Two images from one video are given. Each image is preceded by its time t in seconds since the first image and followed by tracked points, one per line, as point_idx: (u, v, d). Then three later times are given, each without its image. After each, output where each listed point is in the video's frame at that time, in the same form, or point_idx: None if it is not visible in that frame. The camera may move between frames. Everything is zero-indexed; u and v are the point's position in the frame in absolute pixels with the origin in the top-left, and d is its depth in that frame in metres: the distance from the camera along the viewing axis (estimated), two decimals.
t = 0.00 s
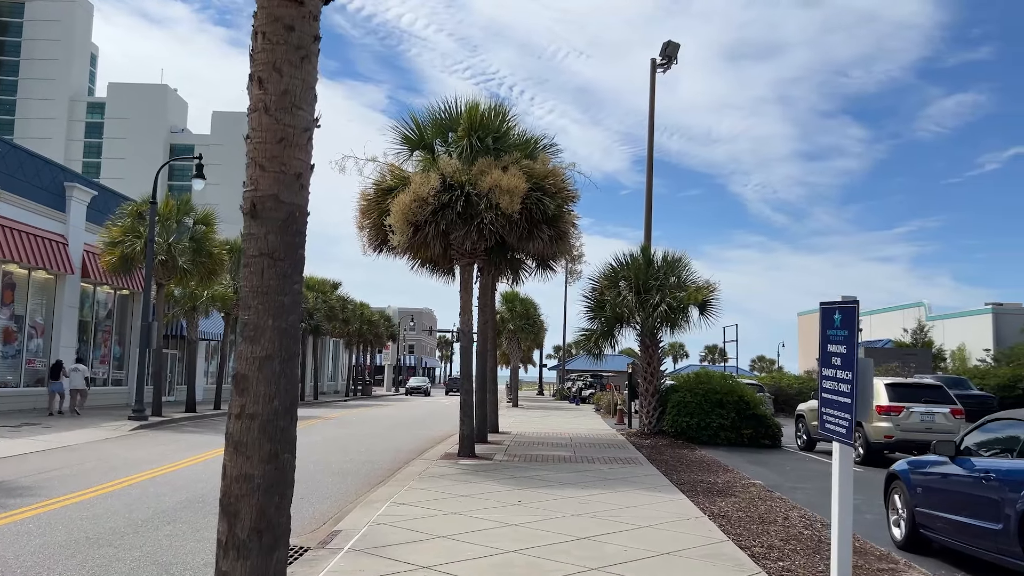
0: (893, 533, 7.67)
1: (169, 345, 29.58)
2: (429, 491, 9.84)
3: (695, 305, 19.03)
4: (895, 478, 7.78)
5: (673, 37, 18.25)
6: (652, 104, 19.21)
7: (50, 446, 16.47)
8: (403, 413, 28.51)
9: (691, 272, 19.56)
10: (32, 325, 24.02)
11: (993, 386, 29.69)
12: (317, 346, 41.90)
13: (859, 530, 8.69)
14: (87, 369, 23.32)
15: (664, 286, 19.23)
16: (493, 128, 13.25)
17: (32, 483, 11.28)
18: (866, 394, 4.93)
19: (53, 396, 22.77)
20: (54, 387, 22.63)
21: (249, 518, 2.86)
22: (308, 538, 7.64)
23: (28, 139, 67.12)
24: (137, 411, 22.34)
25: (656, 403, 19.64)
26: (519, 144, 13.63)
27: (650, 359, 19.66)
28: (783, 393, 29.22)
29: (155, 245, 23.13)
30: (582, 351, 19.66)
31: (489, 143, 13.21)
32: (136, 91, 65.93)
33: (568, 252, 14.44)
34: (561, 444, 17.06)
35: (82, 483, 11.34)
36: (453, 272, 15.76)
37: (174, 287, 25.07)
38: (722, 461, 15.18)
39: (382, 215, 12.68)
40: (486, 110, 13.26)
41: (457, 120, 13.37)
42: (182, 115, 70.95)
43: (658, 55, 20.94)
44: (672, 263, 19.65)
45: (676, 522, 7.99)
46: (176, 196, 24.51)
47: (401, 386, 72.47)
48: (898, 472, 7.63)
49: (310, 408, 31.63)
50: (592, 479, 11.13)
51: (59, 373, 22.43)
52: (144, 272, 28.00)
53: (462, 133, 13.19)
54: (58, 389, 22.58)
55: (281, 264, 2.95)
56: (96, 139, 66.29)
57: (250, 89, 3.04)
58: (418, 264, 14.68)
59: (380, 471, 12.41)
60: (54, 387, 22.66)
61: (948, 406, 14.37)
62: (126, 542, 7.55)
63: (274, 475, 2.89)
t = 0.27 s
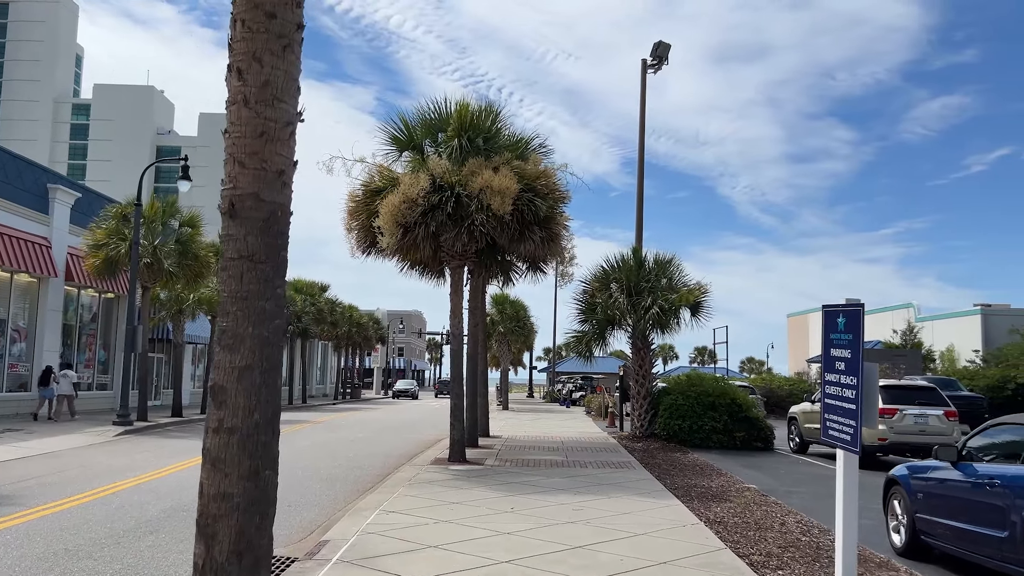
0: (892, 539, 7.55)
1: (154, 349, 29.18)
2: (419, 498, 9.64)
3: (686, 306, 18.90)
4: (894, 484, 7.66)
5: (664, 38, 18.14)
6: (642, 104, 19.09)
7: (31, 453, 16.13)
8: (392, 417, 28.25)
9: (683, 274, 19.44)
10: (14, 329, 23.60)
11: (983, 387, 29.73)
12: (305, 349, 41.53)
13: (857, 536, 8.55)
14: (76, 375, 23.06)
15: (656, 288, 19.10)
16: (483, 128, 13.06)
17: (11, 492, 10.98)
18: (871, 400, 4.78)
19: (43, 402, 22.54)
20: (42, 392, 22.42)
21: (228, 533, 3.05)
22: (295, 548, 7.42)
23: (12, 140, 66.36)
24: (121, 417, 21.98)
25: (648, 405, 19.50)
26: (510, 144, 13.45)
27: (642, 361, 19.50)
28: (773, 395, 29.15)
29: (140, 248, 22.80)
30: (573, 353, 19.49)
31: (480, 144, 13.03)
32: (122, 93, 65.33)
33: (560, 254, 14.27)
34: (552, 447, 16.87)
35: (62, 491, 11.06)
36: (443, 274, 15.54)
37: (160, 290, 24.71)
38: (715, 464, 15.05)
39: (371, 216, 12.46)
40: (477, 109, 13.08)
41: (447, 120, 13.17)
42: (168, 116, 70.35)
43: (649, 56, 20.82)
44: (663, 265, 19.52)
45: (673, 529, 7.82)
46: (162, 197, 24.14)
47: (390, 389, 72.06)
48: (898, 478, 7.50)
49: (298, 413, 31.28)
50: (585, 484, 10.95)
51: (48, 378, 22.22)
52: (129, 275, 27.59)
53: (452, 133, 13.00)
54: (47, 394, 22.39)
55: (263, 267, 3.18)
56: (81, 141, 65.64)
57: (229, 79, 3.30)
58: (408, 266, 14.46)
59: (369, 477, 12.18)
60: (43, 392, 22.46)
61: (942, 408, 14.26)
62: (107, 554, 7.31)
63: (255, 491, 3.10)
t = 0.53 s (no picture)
0: (894, 542, 7.41)
1: (145, 352, 28.89)
2: (412, 502, 9.45)
3: (681, 307, 18.76)
4: (896, 485, 7.51)
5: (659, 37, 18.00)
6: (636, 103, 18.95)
7: (18, 457, 15.89)
8: (385, 419, 28.03)
9: (678, 274, 19.29)
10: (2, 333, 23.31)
11: (978, 387, 29.67)
12: (298, 351, 41.26)
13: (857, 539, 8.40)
14: (70, 378, 22.93)
15: (651, 288, 18.95)
16: (476, 127, 12.90)
17: None
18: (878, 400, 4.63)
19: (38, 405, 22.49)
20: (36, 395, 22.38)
21: (202, 543, 3.11)
22: (284, 555, 7.23)
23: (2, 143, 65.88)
24: (110, 420, 21.72)
25: (642, 407, 19.36)
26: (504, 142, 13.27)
27: (637, 362, 19.35)
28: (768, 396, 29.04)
29: (130, 250, 22.54)
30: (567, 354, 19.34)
31: (473, 142, 12.86)
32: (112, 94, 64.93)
33: (554, 254, 14.10)
34: (547, 450, 16.71)
35: (47, 496, 10.83)
36: (436, 275, 15.35)
37: (150, 292, 24.42)
38: (711, 466, 14.91)
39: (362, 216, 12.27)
40: (469, 108, 12.91)
41: (439, 118, 13.00)
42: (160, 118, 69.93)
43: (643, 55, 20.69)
44: (658, 265, 19.37)
45: (671, 533, 7.65)
46: (151, 199, 23.86)
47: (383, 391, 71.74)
48: (901, 479, 7.35)
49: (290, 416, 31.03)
50: (580, 487, 10.78)
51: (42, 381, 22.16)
52: (119, 277, 27.30)
53: (444, 132, 12.82)
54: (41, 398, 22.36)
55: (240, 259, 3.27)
56: (72, 143, 65.20)
57: (203, 59, 3.37)
58: (400, 266, 14.27)
59: (361, 481, 11.98)
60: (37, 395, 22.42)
61: (939, 408, 14.11)
62: (89, 562, 7.11)
63: (226, 501, 3.15)
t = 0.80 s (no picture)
0: (899, 548, 7.24)
1: (137, 356, 28.65)
2: (405, 508, 9.25)
3: (678, 308, 18.59)
4: (901, 489, 7.33)
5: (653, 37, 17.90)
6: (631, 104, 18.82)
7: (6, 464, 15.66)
8: (380, 423, 27.80)
9: (674, 275, 19.12)
10: None
11: (975, 387, 29.56)
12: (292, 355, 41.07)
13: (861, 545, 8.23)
14: (65, 384, 22.77)
15: (647, 290, 18.78)
16: (470, 126, 12.72)
17: None
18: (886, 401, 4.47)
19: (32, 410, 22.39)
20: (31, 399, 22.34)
21: (168, 563, 3.02)
22: (274, 564, 7.03)
23: None
24: (101, 426, 21.48)
25: (639, 409, 19.17)
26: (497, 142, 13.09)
27: (634, 364, 19.16)
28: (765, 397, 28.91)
29: (121, 253, 22.29)
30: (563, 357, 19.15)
31: (466, 142, 12.68)
32: (106, 97, 64.60)
33: (549, 255, 13.92)
34: (542, 453, 16.52)
35: (33, 504, 10.61)
36: (431, 277, 15.16)
37: (141, 296, 24.22)
38: (709, 469, 14.75)
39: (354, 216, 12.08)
40: (463, 107, 12.72)
41: (432, 118, 12.81)
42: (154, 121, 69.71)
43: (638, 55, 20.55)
44: (654, 266, 19.20)
45: (670, 539, 7.46)
46: (143, 202, 23.62)
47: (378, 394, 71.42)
48: (906, 483, 7.18)
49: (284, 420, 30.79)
50: (577, 492, 10.60)
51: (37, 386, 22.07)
52: (110, 281, 27.03)
53: (438, 131, 12.64)
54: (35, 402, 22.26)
55: (210, 256, 3.22)
56: (65, 147, 64.87)
57: (171, 39, 3.33)
58: (393, 268, 14.07)
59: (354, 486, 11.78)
60: (32, 399, 22.37)
61: (939, 409, 13.95)
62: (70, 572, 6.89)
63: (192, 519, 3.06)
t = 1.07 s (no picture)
0: (910, 553, 7.07)
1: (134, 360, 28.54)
2: (404, 513, 9.06)
3: (679, 309, 18.41)
4: (912, 492, 7.16)
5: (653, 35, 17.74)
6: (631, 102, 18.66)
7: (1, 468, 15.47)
8: (380, 426, 27.60)
9: (675, 275, 18.95)
10: None
11: (977, 388, 29.41)
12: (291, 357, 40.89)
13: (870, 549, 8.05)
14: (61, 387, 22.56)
15: (648, 290, 18.61)
16: (468, 125, 12.54)
17: None
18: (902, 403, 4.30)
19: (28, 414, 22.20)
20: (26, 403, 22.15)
21: None
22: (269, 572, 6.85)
23: None
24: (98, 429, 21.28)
25: (641, 411, 19.00)
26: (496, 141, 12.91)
27: (634, 365, 18.99)
28: (766, 398, 28.75)
29: (117, 256, 22.09)
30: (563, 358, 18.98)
31: (465, 141, 12.50)
32: (104, 100, 64.39)
33: (550, 255, 13.74)
34: (543, 456, 16.34)
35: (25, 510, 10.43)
36: (430, 278, 14.98)
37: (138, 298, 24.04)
38: (711, 471, 14.57)
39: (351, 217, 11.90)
40: (461, 105, 12.54)
41: (430, 117, 12.63)
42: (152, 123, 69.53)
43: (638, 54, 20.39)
44: (655, 266, 19.03)
45: (676, 545, 7.28)
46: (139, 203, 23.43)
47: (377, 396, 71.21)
48: (917, 486, 7.01)
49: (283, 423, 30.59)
50: (579, 496, 10.42)
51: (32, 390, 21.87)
52: (107, 283, 26.83)
53: (435, 130, 12.46)
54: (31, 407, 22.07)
55: (186, 247, 3.08)
56: (63, 150, 64.67)
57: (144, 16, 3.20)
58: (391, 269, 13.90)
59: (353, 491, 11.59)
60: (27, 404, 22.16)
61: (944, 410, 13.79)
62: None
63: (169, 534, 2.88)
